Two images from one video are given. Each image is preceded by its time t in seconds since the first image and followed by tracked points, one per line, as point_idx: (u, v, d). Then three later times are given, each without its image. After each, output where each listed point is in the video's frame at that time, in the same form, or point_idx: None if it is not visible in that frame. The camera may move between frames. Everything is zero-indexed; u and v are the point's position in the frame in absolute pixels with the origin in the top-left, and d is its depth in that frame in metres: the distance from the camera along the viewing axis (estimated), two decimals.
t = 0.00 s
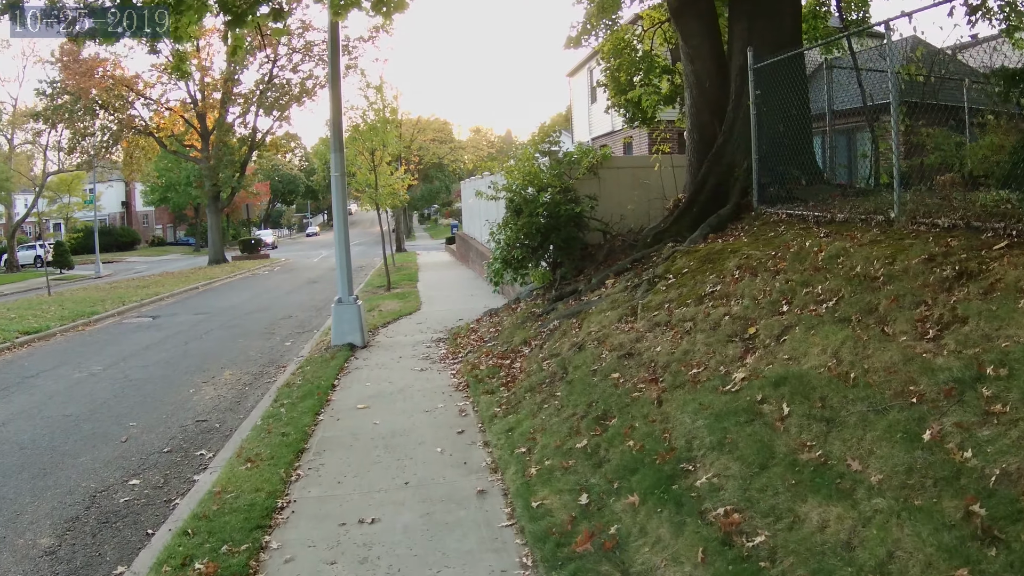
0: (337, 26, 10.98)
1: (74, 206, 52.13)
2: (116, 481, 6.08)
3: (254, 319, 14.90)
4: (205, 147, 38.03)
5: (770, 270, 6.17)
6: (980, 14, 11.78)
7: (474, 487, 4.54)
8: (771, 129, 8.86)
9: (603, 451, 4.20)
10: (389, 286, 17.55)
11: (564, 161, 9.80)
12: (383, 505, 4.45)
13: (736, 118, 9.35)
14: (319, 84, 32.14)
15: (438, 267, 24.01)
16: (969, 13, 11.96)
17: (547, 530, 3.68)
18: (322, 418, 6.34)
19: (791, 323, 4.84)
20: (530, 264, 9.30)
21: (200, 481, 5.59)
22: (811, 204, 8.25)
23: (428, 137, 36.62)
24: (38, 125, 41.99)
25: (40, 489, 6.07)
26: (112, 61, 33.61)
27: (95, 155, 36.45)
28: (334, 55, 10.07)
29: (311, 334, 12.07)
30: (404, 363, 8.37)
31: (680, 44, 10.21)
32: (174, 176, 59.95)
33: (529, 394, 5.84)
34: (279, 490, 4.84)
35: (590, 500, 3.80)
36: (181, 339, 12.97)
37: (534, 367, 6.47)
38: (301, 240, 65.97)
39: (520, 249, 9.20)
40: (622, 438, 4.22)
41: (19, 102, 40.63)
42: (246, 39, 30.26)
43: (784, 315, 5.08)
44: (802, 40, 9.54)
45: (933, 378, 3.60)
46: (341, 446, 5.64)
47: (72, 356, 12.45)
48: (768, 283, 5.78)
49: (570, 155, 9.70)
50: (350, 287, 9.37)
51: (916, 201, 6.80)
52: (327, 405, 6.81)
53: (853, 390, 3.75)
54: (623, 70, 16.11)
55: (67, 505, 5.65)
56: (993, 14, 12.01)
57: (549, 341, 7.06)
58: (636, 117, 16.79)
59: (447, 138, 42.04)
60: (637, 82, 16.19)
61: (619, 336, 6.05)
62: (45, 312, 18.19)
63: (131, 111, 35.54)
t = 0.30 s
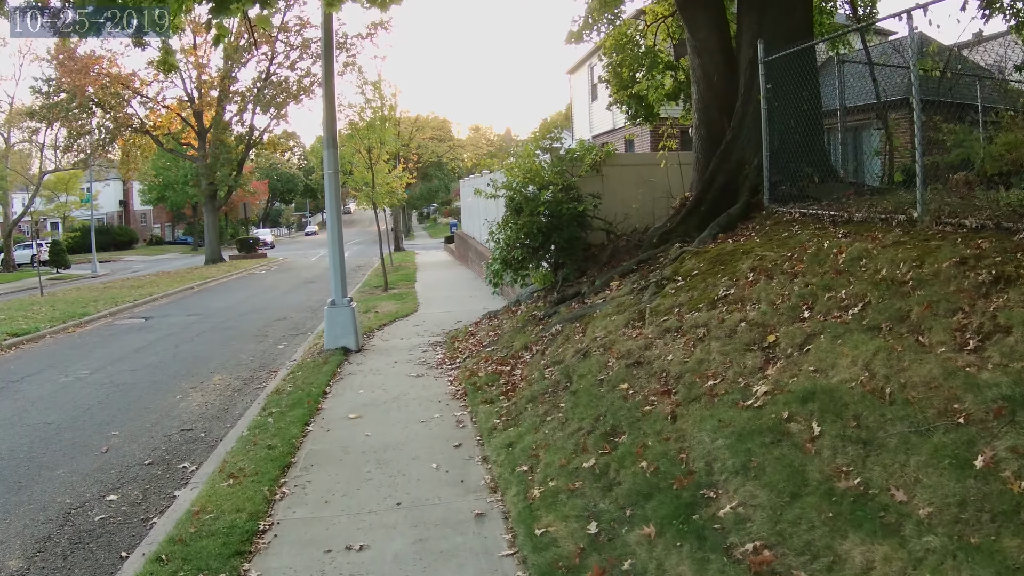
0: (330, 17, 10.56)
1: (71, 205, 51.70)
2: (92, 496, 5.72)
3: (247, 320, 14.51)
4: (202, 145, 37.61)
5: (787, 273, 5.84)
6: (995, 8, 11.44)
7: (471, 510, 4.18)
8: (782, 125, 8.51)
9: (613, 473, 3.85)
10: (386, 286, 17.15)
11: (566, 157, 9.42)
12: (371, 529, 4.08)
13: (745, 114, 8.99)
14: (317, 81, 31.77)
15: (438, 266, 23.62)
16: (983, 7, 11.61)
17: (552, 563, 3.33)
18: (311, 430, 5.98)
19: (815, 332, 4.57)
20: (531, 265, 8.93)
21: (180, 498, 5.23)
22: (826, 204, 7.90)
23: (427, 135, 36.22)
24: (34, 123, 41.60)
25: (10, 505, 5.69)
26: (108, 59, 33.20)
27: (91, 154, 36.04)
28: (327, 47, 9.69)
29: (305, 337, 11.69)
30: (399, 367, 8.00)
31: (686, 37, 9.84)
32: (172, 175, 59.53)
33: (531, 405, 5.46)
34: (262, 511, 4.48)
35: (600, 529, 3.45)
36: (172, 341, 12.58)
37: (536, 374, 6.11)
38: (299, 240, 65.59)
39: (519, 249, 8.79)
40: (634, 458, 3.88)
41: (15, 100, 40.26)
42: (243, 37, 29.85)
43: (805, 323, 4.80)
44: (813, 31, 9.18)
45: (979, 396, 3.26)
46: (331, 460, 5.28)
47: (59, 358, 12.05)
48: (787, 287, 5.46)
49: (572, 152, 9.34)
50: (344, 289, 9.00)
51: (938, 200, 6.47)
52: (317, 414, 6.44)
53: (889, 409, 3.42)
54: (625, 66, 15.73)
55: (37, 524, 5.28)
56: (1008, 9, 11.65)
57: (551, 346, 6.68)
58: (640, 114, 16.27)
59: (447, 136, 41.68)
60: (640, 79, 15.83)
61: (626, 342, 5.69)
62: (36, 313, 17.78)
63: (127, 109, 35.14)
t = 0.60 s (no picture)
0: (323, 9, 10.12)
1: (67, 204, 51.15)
2: (65, 518, 5.35)
3: (239, 323, 14.10)
4: (198, 143, 37.14)
5: (808, 279, 5.55)
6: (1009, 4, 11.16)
7: (471, 543, 3.82)
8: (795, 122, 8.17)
9: (629, 507, 3.53)
10: (383, 288, 16.76)
11: (569, 156, 9.03)
12: (361, 565, 3.71)
13: (757, 111, 8.64)
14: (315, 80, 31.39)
15: (436, 266, 23.26)
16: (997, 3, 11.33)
17: None
18: (300, 446, 5.62)
19: (845, 347, 4.30)
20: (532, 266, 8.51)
21: (157, 521, 4.86)
22: (843, 205, 7.58)
23: (425, 134, 35.87)
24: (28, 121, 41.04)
25: None
26: (102, 56, 32.67)
27: (85, 152, 35.53)
28: (318, 41, 9.32)
29: (298, 341, 11.30)
30: (395, 376, 7.64)
31: (693, 31, 9.46)
32: (168, 173, 59.02)
33: (533, 421, 5.10)
34: (243, 541, 4.12)
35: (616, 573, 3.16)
36: (161, 346, 12.18)
37: (538, 386, 5.76)
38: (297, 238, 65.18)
39: (520, 252, 8.42)
40: (651, 489, 3.58)
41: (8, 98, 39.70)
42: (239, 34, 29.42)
43: (832, 336, 4.55)
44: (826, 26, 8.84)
45: None
46: (320, 481, 4.92)
47: (44, 363, 11.62)
48: (812, 295, 5.22)
49: (575, 151, 8.98)
50: (337, 293, 8.64)
51: (963, 203, 6.17)
52: (307, 428, 6.09)
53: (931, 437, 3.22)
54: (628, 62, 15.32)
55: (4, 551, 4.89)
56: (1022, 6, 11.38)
57: (555, 356, 6.32)
58: (643, 111, 15.58)
59: (445, 135, 41.36)
60: (642, 76, 15.43)
61: (636, 353, 5.36)
62: (24, 315, 17.30)
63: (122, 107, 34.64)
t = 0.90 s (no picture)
0: None
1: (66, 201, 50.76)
2: (43, 534, 5.00)
3: (237, 323, 13.75)
4: (197, 139, 36.74)
5: (837, 281, 5.19)
6: None
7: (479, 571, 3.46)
8: (815, 114, 7.79)
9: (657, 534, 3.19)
10: (384, 286, 16.40)
11: (577, 150, 8.65)
12: None
13: (773, 102, 8.27)
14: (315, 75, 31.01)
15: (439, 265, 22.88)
16: None
17: None
18: (293, 457, 5.26)
19: (886, 354, 3.95)
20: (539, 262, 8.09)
21: (139, 539, 4.50)
22: (866, 202, 7.22)
23: (426, 130, 35.49)
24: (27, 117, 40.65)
25: None
26: (101, 51, 32.28)
27: (84, 148, 35.13)
28: (315, 31, 8.95)
29: (296, 341, 10.94)
30: (395, 379, 7.27)
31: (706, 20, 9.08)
32: (168, 170, 58.62)
33: (543, 432, 4.75)
34: (230, 565, 3.77)
35: None
36: (155, 346, 11.81)
37: (548, 393, 5.40)
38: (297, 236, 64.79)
39: (526, 249, 8.03)
40: (680, 514, 3.24)
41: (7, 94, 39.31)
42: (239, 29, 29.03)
43: (869, 341, 4.21)
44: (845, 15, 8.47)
45: None
46: (315, 496, 4.56)
47: (34, 364, 11.25)
48: (842, 298, 4.85)
49: (582, 144, 8.61)
50: (335, 292, 8.29)
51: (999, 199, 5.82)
52: (302, 437, 5.73)
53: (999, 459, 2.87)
54: (635, 56, 14.90)
55: None
56: None
57: (565, 359, 5.96)
58: (650, 106, 15.19)
59: (447, 131, 40.97)
60: (649, 70, 15.02)
61: (654, 358, 5.00)
62: (17, 314, 16.93)
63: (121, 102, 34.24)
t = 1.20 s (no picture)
0: None
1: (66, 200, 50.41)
2: (19, 559, 4.64)
3: (234, 325, 13.38)
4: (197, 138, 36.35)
5: (871, 288, 4.83)
6: None
7: None
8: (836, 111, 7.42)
9: None
10: (385, 287, 16.03)
11: (587, 147, 8.28)
12: None
13: (792, 98, 7.90)
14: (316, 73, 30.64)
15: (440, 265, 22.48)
16: None
17: None
18: (288, 476, 4.90)
19: (936, 371, 3.59)
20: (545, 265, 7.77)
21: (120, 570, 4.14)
22: (892, 204, 6.86)
23: (427, 128, 35.10)
24: (26, 116, 40.31)
25: None
26: (100, 49, 31.93)
27: (82, 147, 34.78)
28: (314, 23, 8.58)
29: (294, 346, 10.57)
30: (397, 388, 6.91)
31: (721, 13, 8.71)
32: (168, 169, 58.26)
33: (558, 452, 4.38)
34: None
35: None
36: (149, 351, 11.44)
37: (561, 407, 5.04)
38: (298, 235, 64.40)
39: (532, 252, 7.67)
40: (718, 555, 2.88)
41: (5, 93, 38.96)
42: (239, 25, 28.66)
43: (915, 356, 3.85)
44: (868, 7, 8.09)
45: None
46: (311, 522, 4.21)
47: (24, 368, 10.89)
48: (880, 307, 4.48)
49: (591, 141, 8.24)
50: (334, 296, 7.93)
51: None
52: (298, 453, 5.37)
53: None
54: (641, 53, 14.38)
55: None
56: None
57: (577, 370, 5.60)
58: (658, 103, 14.67)
59: (448, 130, 40.61)
60: (656, 67, 14.55)
61: (676, 371, 4.63)
62: (11, 316, 16.57)
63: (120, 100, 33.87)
